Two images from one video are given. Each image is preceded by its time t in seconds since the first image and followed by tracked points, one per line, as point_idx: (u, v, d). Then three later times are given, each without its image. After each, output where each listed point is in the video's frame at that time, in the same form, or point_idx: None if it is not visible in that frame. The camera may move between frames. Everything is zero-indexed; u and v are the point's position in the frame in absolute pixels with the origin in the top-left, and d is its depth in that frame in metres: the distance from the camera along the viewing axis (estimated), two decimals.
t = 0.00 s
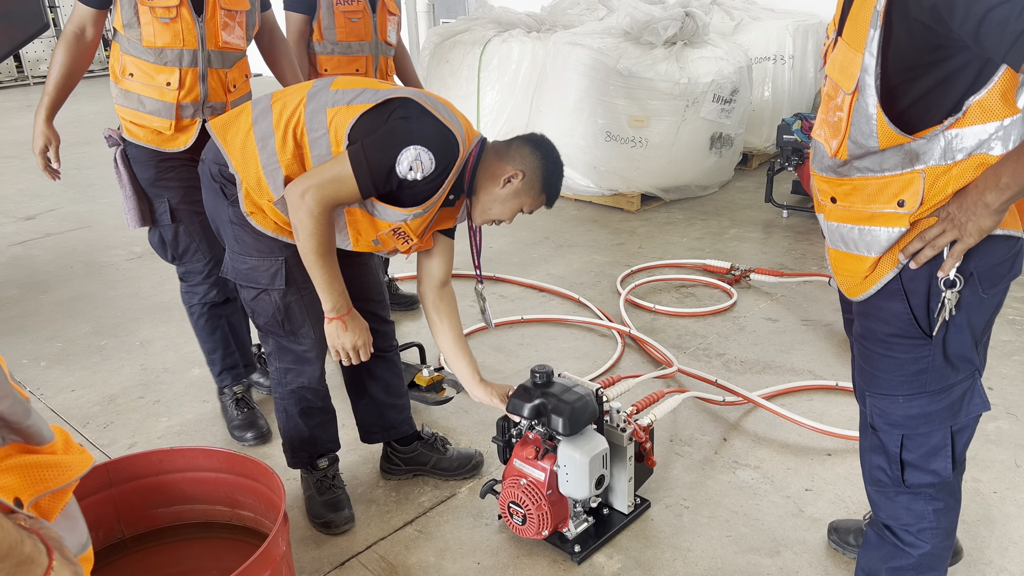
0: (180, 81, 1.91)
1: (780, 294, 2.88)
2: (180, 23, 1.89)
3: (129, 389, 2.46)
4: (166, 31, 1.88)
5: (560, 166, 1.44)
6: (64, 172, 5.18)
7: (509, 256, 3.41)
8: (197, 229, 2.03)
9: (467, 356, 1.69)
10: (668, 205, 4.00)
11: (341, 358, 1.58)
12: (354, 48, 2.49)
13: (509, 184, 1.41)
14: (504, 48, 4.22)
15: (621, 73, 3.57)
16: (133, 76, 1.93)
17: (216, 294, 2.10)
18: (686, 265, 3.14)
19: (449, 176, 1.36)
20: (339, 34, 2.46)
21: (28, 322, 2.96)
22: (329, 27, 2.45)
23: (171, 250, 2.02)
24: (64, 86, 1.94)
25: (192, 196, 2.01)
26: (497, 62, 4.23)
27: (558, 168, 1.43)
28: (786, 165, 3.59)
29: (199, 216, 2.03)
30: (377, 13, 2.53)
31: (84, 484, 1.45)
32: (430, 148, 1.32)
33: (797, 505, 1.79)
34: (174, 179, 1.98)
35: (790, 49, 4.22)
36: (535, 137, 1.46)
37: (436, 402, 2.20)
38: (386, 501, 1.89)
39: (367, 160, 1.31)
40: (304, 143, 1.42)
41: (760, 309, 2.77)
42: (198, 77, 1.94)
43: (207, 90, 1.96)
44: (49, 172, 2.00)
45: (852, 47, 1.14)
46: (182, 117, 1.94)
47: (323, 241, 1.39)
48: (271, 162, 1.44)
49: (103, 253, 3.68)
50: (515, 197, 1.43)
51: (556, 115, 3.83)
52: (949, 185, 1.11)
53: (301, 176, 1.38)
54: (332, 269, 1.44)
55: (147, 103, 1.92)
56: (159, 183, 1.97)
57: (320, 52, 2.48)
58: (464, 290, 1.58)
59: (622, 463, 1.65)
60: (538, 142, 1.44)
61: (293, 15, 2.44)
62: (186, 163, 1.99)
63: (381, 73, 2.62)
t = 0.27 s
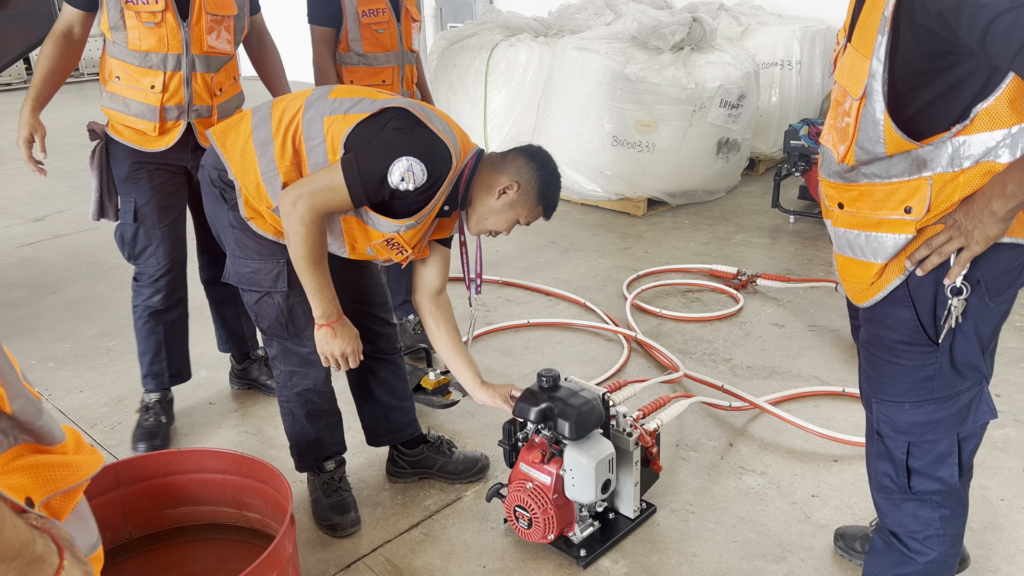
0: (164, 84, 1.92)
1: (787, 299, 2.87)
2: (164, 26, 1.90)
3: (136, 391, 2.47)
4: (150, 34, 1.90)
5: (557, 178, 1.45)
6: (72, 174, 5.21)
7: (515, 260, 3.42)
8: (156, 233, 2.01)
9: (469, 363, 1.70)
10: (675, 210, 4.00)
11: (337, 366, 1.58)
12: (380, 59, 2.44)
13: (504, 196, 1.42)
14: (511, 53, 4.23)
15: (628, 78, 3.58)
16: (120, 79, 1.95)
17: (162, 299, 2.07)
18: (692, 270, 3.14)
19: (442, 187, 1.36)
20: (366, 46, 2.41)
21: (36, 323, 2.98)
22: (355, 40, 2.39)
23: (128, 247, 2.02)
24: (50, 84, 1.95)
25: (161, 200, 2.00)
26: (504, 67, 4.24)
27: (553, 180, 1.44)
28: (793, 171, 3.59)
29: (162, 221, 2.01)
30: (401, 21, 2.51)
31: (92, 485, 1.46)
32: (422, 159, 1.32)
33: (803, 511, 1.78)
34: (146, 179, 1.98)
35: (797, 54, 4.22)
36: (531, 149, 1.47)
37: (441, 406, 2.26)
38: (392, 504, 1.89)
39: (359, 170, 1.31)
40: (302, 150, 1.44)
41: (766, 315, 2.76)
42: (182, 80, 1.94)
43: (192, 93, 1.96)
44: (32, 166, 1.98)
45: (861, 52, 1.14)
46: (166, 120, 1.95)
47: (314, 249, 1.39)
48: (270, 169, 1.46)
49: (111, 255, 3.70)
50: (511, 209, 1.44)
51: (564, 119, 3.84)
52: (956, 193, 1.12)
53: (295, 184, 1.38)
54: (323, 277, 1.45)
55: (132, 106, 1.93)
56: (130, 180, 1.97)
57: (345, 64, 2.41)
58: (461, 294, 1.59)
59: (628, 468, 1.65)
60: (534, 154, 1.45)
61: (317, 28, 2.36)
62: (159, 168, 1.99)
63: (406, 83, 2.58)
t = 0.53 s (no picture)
0: (121, 96, 1.90)
1: (793, 304, 2.87)
2: (113, 35, 1.86)
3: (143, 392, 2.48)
4: (101, 46, 1.87)
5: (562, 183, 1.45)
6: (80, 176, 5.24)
7: (521, 263, 3.42)
8: (112, 252, 2.02)
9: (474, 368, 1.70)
10: (681, 214, 4.00)
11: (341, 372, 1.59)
12: (404, 69, 2.44)
13: (507, 201, 1.42)
14: (518, 57, 4.25)
15: (634, 83, 3.58)
16: (79, 93, 1.93)
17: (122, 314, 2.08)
18: (698, 275, 3.14)
19: (445, 193, 1.36)
20: (388, 57, 2.40)
21: (44, 324, 2.99)
22: (377, 51, 2.39)
23: (90, 263, 2.05)
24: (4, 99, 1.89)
25: (116, 219, 2.00)
26: (511, 71, 4.25)
27: (558, 185, 1.43)
28: (800, 176, 3.59)
29: (119, 239, 2.02)
30: (424, 25, 2.49)
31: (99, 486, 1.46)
32: (424, 165, 1.31)
33: (809, 517, 1.78)
34: (101, 198, 1.98)
35: (804, 60, 4.22)
36: (536, 154, 1.47)
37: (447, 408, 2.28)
38: (397, 507, 1.90)
39: (361, 177, 1.31)
40: (307, 155, 1.44)
41: (772, 320, 2.76)
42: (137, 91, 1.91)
43: (150, 103, 1.94)
44: None
45: (871, 58, 1.14)
46: (127, 131, 1.93)
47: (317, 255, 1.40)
48: (274, 173, 1.47)
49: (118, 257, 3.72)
50: (516, 213, 1.44)
51: (571, 123, 3.84)
52: (964, 200, 1.11)
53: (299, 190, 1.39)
54: (327, 284, 1.46)
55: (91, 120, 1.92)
56: (87, 198, 1.98)
57: (369, 75, 2.42)
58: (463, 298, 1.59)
59: (633, 472, 1.65)
60: (539, 158, 1.45)
61: (340, 42, 2.37)
62: (115, 188, 1.98)
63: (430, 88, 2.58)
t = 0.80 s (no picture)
0: (48, 106, 1.86)
1: (798, 309, 2.87)
2: (36, 43, 1.82)
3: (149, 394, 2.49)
4: (27, 55, 1.83)
5: (567, 189, 1.45)
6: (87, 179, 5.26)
7: (526, 267, 3.42)
8: (69, 262, 2.00)
9: (479, 373, 1.70)
10: (686, 219, 4.00)
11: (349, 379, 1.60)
12: (421, 74, 2.43)
13: (511, 208, 1.43)
14: (524, 61, 4.24)
15: (640, 87, 3.59)
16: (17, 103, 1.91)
17: (93, 327, 2.07)
18: (703, 279, 3.14)
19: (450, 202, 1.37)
20: (406, 62, 2.39)
21: (50, 326, 3.00)
22: (394, 58, 2.38)
23: (50, 276, 2.03)
24: None
25: (70, 228, 1.98)
26: (516, 75, 4.25)
27: (563, 192, 1.44)
28: (806, 181, 3.58)
29: (72, 249, 1.99)
30: (439, 28, 2.49)
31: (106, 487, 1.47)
32: (428, 174, 1.32)
33: (814, 522, 1.78)
34: (51, 207, 1.95)
35: (810, 64, 4.22)
36: (539, 159, 1.47)
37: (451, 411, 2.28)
38: (401, 510, 1.90)
39: (365, 187, 1.31)
40: (312, 160, 1.45)
41: (778, 324, 2.76)
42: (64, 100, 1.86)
43: (80, 113, 1.88)
44: None
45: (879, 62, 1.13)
46: (57, 143, 1.89)
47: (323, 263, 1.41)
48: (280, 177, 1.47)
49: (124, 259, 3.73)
50: (522, 220, 1.45)
51: (577, 128, 3.85)
52: (973, 206, 1.12)
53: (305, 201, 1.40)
54: (335, 293, 1.47)
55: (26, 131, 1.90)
56: (38, 210, 1.96)
57: (386, 82, 2.41)
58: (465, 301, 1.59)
59: (638, 476, 1.65)
60: (543, 165, 1.45)
61: (354, 47, 2.35)
62: (61, 198, 1.95)
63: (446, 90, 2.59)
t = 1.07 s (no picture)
0: None
1: (802, 313, 2.87)
2: None
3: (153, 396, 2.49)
4: None
5: (570, 185, 1.43)
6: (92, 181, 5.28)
7: (529, 271, 3.42)
8: (47, 270, 1.99)
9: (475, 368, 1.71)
10: (690, 223, 4.00)
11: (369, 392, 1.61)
12: (437, 74, 2.43)
13: (512, 206, 1.43)
14: (528, 65, 4.27)
15: (643, 91, 3.59)
16: None
17: (84, 332, 2.08)
18: (706, 283, 3.14)
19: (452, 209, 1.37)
20: (421, 61, 2.40)
21: (55, 328, 3.01)
22: (409, 57, 2.38)
23: (38, 282, 2.05)
24: None
25: (44, 237, 1.96)
26: (520, 79, 4.28)
27: (564, 190, 1.42)
28: (809, 185, 3.58)
29: (49, 258, 1.98)
30: (458, 30, 2.50)
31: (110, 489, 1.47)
32: (426, 185, 1.32)
33: (817, 526, 1.77)
34: (21, 216, 1.93)
35: (814, 68, 4.22)
36: (540, 156, 1.46)
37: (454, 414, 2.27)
38: (404, 513, 1.90)
39: (365, 202, 1.31)
40: (316, 164, 1.46)
41: (781, 329, 2.75)
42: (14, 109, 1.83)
43: (26, 122, 1.83)
44: None
45: (888, 66, 1.14)
46: (11, 152, 1.87)
47: (328, 281, 1.41)
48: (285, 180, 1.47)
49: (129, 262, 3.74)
50: (525, 219, 1.44)
51: (581, 131, 3.85)
52: (981, 211, 1.12)
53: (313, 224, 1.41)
54: (349, 312, 1.47)
55: None
56: (11, 219, 1.95)
57: (401, 82, 2.42)
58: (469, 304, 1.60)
59: (641, 480, 1.65)
60: (543, 163, 1.44)
61: (372, 46, 2.37)
62: (26, 207, 1.92)
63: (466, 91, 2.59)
